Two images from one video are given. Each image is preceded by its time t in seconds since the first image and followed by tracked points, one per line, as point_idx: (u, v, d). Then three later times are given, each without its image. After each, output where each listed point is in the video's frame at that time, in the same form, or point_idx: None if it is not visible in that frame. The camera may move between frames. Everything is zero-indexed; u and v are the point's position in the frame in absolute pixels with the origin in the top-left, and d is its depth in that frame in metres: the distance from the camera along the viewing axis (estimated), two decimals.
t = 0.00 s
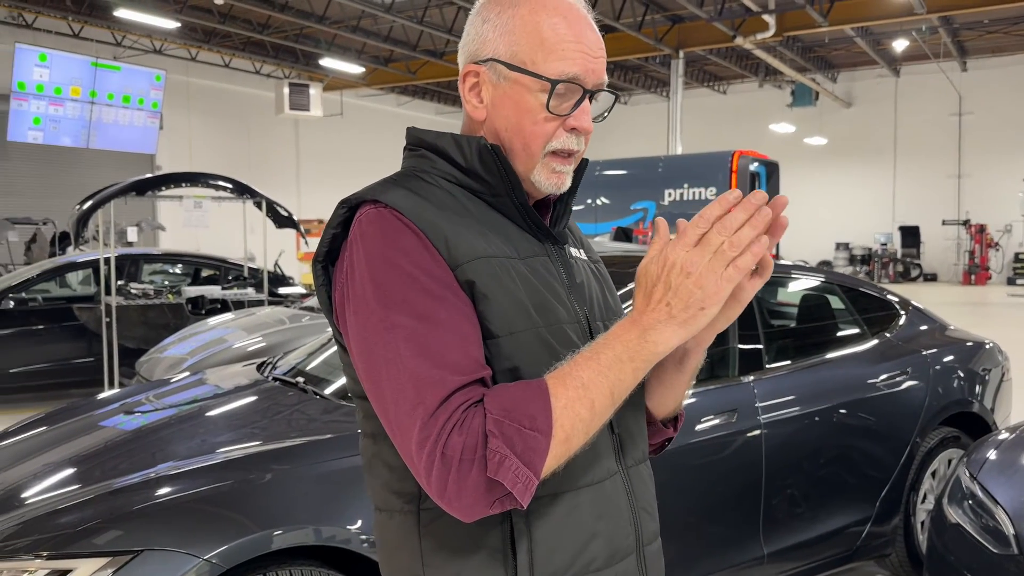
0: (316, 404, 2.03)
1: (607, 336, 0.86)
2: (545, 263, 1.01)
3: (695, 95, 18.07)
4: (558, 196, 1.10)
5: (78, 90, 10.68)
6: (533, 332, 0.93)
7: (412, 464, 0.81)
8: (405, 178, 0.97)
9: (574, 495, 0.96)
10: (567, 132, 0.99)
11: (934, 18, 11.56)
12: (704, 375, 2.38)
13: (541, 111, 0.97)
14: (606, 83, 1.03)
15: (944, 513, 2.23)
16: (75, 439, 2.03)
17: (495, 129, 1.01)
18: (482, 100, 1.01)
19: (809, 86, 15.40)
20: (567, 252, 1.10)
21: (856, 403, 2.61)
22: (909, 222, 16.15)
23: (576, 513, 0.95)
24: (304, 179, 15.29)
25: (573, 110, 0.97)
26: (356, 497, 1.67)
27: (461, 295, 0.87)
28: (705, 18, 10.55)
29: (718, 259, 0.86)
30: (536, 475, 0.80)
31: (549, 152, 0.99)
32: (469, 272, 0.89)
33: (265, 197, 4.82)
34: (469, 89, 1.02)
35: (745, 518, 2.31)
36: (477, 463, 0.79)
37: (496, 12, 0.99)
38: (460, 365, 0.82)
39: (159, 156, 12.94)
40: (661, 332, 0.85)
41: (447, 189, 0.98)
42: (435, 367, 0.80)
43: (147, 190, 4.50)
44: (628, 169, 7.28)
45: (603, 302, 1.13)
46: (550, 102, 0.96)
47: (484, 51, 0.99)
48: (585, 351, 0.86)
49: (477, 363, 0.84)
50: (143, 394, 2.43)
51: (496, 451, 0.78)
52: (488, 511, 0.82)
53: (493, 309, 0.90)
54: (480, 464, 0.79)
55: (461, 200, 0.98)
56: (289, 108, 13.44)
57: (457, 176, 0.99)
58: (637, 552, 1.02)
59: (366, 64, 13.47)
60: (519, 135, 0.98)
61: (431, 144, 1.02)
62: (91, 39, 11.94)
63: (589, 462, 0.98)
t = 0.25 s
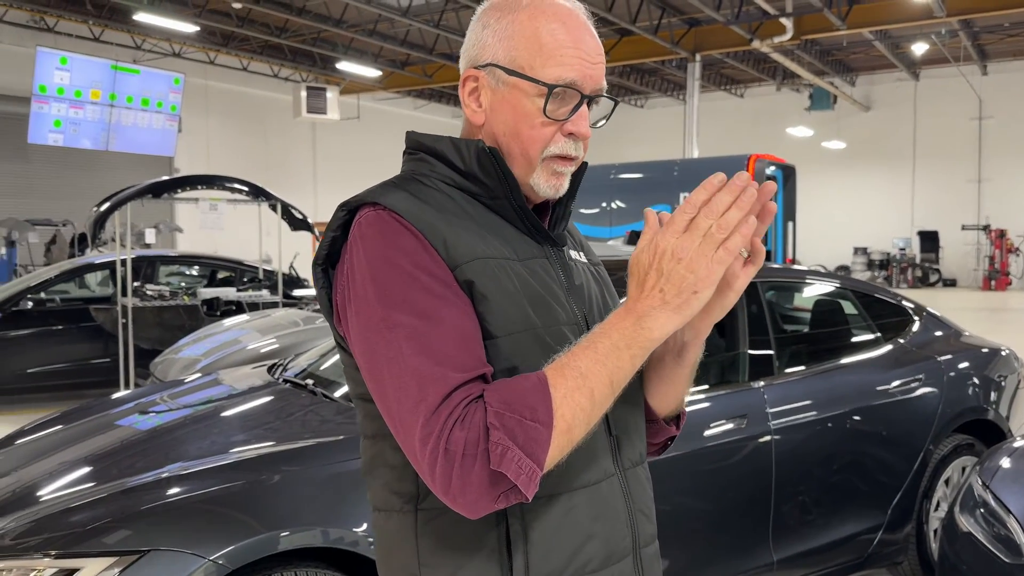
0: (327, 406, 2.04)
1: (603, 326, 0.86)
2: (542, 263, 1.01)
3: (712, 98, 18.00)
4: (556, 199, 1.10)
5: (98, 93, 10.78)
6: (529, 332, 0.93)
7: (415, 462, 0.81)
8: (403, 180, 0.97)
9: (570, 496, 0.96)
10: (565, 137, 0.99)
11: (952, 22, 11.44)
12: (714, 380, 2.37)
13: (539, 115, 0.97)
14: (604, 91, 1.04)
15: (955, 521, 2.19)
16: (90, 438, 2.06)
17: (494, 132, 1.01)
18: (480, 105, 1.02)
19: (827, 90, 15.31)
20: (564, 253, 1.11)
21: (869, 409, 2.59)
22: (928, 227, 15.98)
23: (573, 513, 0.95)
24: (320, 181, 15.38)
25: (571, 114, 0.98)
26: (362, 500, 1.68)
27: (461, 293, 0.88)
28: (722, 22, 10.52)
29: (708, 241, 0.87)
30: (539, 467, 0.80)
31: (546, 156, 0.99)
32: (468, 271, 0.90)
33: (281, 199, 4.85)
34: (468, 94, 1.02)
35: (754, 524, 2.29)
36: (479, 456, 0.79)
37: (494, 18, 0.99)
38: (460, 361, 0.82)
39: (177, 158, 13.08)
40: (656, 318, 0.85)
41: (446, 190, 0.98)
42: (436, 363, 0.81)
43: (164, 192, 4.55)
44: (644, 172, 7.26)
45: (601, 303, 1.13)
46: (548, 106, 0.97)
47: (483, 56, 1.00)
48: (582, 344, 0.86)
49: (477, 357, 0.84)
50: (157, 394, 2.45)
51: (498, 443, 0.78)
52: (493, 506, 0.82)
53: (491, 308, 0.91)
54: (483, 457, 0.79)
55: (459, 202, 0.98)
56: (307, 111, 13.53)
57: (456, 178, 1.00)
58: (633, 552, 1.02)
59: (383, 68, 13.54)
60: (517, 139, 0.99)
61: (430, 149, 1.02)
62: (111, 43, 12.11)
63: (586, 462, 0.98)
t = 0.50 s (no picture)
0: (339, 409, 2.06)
1: (593, 337, 0.87)
2: (531, 272, 1.03)
3: (734, 102, 17.90)
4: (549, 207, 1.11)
5: (123, 98, 10.95)
6: (516, 340, 0.95)
7: (402, 467, 0.83)
8: (394, 190, 0.99)
9: (555, 504, 0.97)
10: (555, 141, 1.00)
11: (977, 25, 11.28)
12: (726, 387, 2.36)
13: (527, 120, 0.99)
14: (595, 96, 1.04)
15: (968, 532, 2.17)
16: (111, 437, 2.10)
17: (485, 139, 1.03)
18: (472, 112, 1.03)
19: (850, 94, 15.17)
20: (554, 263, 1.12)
21: (883, 418, 2.57)
22: (953, 233, 15.74)
23: (557, 521, 0.96)
24: (342, 184, 15.50)
25: (560, 119, 0.99)
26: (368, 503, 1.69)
27: (450, 303, 0.89)
28: (743, 26, 10.47)
29: (703, 259, 0.88)
30: (524, 475, 0.81)
31: (538, 161, 1.00)
32: (457, 280, 0.91)
33: (299, 204, 4.90)
34: (460, 102, 1.04)
35: (765, 532, 2.28)
36: (465, 463, 0.80)
37: (483, 27, 1.01)
38: (448, 370, 0.84)
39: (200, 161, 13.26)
40: (647, 330, 0.86)
41: (436, 200, 1.00)
42: (423, 372, 0.82)
43: (185, 197, 4.62)
44: (663, 177, 7.23)
45: (592, 310, 1.14)
46: (537, 111, 0.98)
47: (473, 65, 1.01)
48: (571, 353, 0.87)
49: (465, 365, 0.86)
50: (175, 395, 2.50)
51: (483, 450, 0.80)
52: (479, 512, 0.83)
53: (480, 317, 0.92)
54: (468, 464, 0.80)
55: (448, 211, 0.99)
56: (328, 115, 13.63)
57: (447, 188, 1.01)
58: (620, 562, 1.02)
59: (403, 72, 13.61)
60: (507, 146, 1.00)
61: (422, 158, 1.04)
62: (136, 48, 12.31)
63: (573, 470, 0.99)
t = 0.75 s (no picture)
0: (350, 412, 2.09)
1: (556, 336, 0.87)
2: (517, 278, 1.04)
3: (754, 106, 17.79)
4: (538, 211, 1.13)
5: (146, 101, 11.12)
6: (496, 346, 0.96)
7: (370, 470, 0.86)
8: (382, 198, 1.01)
9: (534, 509, 0.98)
10: (542, 146, 1.01)
11: (1001, 28, 11.13)
12: (737, 393, 2.37)
13: (513, 125, 1.00)
14: (582, 101, 1.06)
15: (978, 542, 2.15)
16: (131, 435, 2.15)
17: (472, 146, 1.04)
18: (459, 120, 1.05)
19: (872, 98, 15.10)
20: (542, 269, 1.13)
21: (897, 426, 2.56)
22: (977, 238, 15.53)
23: (536, 525, 0.97)
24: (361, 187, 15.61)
25: (546, 124, 1.00)
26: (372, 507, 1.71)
27: (428, 310, 0.91)
28: (763, 28, 10.42)
29: (660, 254, 0.89)
30: (484, 478, 0.82)
31: (525, 166, 1.02)
32: (437, 289, 0.93)
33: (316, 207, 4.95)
34: (447, 110, 1.05)
35: (772, 540, 2.28)
36: (426, 466, 0.82)
37: (469, 36, 1.03)
38: (414, 374, 0.86)
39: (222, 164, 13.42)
40: (608, 330, 0.87)
41: (422, 207, 1.02)
42: (389, 376, 0.85)
43: (202, 199, 4.69)
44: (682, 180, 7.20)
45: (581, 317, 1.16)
46: (522, 117, 1.00)
47: (459, 73, 1.03)
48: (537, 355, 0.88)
49: (435, 371, 0.88)
50: (191, 395, 2.54)
51: (442, 453, 0.81)
52: (445, 515, 0.85)
53: (458, 322, 0.94)
54: (429, 468, 0.82)
55: (433, 218, 1.01)
56: (348, 118, 13.73)
57: (434, 196, 1.03)
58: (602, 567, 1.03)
59: (423, 76, 13.67)
60: (494, 150, 1.01)
61: (410, 166, 1.06)
62: (159, 52, 12.48)
63: (553, 476, 1.00)
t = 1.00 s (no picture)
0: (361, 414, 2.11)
1: (509, 340, 0.88)
2: (501, 284, 1.06)
3: (776, 108, 17.67)
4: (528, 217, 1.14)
5: (168, 104, 11.28)
6: (472, 352, 0.98)
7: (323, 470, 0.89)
8: (367, 204, 1.03)
9: (514, 516, 0.99)
10: (532, 153, 1.02)
11: None
12: (747, 398, 2.38)
13: (504, 132, 1.01)
14: (571, 107, 1.07)
15: (990, 551, 2.13)
16: (151, 433, 2.19)
17: (462, 152, 1.06)
18: (448, 126, 1.06)
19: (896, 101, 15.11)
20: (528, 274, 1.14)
21: (910, 433, 2.54)
22: (1002, 243, 15.29)
23: (516, 531, 0.98)
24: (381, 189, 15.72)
25: (535, 131, 1.02)
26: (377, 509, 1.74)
27: (397, 316, 0.93)
28: (784, 31, 10.36)
29: (614, 255, 0.90)
30: (423, 483, 0.84)
31: (515, 172, 1.03)
32: (413, 296, 0.95)
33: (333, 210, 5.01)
34: (437, 115, 1.07)
35: (781, 546, 2.27)
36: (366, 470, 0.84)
37: (458, 42, 1.04)
38: (367, 377, 0.88)
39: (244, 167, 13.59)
40: (555, 334, 0.87)
41: (406, 213, 1.04)
42: (343, 380, 0.88)
43: (221, 202, 4.76)
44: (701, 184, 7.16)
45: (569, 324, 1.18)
46: (512, 124, 1.01)
47: (450, 79, 1.05)
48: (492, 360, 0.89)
49: (393, 375, 0.90)
50: (208, 394, 2.59)
51: (377, 456, 0.83)
52: (388, 521, 0.88)
53: (431, 328, 0.96)
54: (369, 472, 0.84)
55: (416, 225, 1.03)
56: (368, 122, 13.80)
57: (419, 201, 1.05)
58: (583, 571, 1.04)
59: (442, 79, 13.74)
60: (485, 156, 1.03)
61: (396, 171, 1.07)
62: (182, 56, 12.66)
63: (536, 480, 1.02)
